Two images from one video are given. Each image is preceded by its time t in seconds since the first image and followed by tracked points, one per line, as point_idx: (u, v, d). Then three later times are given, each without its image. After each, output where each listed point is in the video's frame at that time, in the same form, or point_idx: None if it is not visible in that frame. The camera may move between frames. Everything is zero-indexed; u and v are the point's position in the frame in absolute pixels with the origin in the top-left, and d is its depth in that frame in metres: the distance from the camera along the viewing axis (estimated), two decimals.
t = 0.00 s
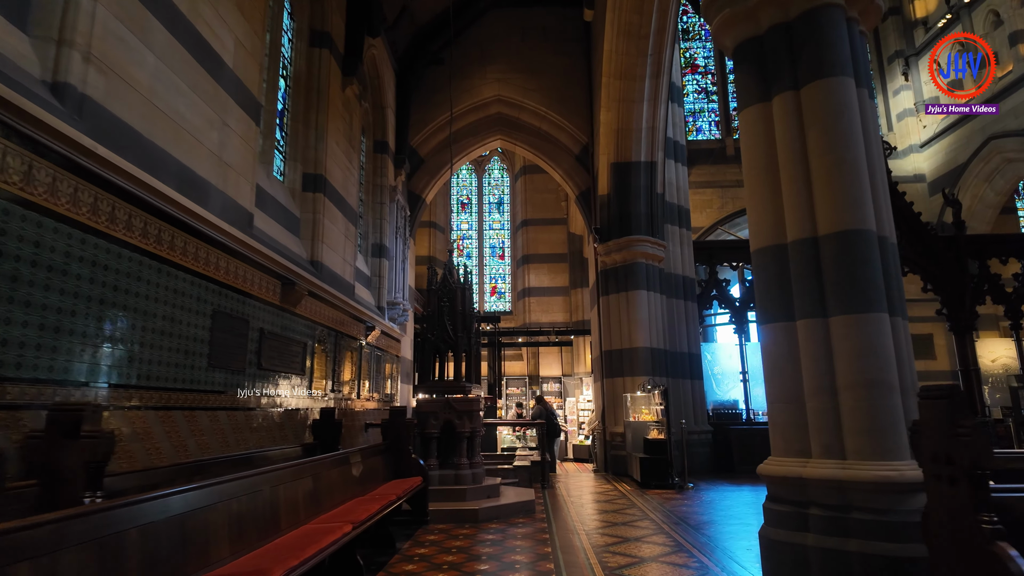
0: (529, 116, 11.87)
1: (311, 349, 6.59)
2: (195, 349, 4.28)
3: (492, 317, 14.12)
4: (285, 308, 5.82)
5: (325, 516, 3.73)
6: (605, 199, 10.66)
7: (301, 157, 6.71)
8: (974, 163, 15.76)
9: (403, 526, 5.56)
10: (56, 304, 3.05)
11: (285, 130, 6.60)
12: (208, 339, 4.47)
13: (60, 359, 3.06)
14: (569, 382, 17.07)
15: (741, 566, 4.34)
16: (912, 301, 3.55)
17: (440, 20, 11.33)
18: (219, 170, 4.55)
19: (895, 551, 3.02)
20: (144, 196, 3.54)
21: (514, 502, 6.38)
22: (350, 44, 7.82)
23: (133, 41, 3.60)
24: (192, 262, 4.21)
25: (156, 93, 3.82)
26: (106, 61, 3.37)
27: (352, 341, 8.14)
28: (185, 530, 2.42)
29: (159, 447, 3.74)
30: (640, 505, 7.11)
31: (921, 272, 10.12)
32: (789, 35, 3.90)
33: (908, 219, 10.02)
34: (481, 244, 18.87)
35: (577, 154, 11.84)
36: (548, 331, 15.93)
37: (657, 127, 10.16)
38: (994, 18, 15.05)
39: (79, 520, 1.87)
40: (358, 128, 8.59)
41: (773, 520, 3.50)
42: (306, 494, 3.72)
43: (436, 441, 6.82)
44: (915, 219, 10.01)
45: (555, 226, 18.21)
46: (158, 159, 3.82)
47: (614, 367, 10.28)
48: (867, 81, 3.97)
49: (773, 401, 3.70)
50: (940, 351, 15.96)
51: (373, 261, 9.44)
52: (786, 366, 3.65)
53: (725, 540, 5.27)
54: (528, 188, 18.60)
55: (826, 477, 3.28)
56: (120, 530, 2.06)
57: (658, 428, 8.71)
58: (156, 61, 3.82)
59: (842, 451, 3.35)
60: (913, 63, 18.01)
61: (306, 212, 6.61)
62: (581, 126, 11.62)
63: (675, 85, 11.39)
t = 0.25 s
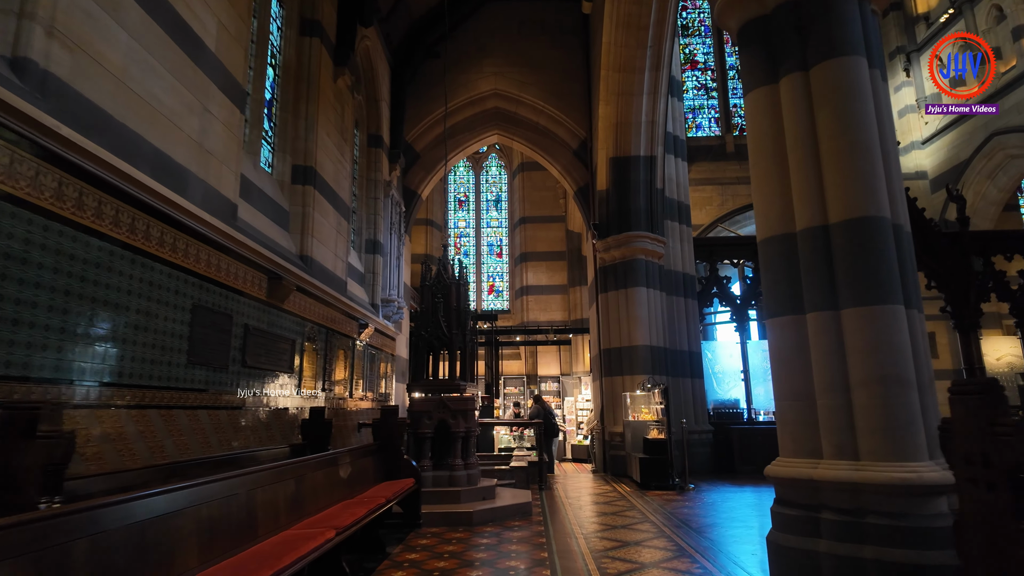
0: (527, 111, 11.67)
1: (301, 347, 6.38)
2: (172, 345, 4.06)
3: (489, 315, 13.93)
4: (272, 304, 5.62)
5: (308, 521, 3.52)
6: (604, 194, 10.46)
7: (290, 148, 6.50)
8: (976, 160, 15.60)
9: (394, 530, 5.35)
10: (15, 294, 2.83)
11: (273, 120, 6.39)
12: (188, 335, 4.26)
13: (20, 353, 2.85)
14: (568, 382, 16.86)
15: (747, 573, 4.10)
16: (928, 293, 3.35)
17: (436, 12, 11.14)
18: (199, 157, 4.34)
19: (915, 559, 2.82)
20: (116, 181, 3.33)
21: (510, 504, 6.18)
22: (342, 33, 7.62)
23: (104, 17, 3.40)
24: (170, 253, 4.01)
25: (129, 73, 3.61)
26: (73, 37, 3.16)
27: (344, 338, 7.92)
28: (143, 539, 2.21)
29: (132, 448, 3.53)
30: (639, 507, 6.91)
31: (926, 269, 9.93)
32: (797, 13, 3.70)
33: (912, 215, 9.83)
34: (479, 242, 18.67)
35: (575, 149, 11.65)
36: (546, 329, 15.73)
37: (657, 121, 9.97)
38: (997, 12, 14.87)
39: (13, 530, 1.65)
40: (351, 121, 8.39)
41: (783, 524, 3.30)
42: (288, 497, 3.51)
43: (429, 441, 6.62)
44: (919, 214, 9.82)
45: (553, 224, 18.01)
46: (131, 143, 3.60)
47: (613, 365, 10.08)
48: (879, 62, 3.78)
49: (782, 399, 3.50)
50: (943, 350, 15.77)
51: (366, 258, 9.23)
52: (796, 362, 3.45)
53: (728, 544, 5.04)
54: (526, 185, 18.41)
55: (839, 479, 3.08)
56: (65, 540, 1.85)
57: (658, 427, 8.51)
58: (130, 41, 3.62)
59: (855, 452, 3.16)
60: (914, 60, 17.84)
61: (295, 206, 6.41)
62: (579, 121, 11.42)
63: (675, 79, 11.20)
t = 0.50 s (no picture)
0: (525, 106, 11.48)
1: (291, 346, 6.19)
2: (151, 344, 3.87)
3: (487, 314, 13.75)
4: (260, 302, 5.43)
5: (291, 529, 3.33)
6: (604, 191, 10.30)
7: (280, 142, 6.31)
8: (980, 157, 15.37)
9: (386, 536, 5.17)
10: None
11: (262, 113, 6.21)
12: (168, 333, 4.06)
13: None
14: (567, 382, 16.68)
15: None
16: (946, 288, 3.16)
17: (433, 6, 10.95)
18: (180, 147, 4.14)
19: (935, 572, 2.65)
20: (86, 170, 3.13)
21: (506, 508, 5.99)
22: (334, 24, 7.43)
23: None
24: (149, 247, 3.81)
25: (102, 57, 3.42)
26: (39, 14, 2.97)
27: (338, 337, 7.73)
28: (100, 555, 2.04)
29: (106, 452, 3.35)
30: (640, 510, 6.72)
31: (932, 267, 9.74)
32: None
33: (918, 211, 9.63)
34: (477, 241, 18.48)
35: (575, 145, 11.47)
36: (545, 329, 15.55)
37: (657, 117, 9.79)
38: (1001, 8, 14.68)
39: None
40: (345, 115, 8.20)
41: (792, 533, 3.12)
42: (270, 505, 3.32)
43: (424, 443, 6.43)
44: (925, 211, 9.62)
45: (552, 222, 17.83)
46: (105, 130, 3.41)
47: (613, 365, 9.90)
48: (892, 46, 3.59)
49: (791, 400, 3.32)
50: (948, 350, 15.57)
51: (361, 256, 9.04)
52: (806, 362, 3.27)
53: (732, 550, 4.82)
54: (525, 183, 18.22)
55: (852, 486, 2.91)
56: (4, 559, 1.66)
57: (658, 428, 8.33)
58: (102, 22, 3.43)
59: (870, 457, 2.98)
60: (917, 56, 17.66)
61: (285, 200, 6.22)
62: (578, 116, 11.24)
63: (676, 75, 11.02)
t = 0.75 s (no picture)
0: (524, 101, 11.30)
1: (282, 343, 6.01)
2: (128, 338, 3.68)
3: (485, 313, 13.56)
4: (248, 297, 5.24)
5: (274, 534, 3.14)
6: (604, 186, 10.16)
7: (271, 133, 6.13)
8: (983, 155, 15.00)
9: (379, 539, 4.98)
10: None
11: (252, 103, 6.03)
12: (147, 327, 3.86)
13: None
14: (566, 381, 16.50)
15: None
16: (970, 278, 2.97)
17: None
18: (160, 132, 3.96)
19: None
20: (56, 151, 2.92)
21: (504, 510, 5.80)
22: (328, 13, 7.25)
23: None
24: (127, 237, 3.61)
25: (74, 33, 3.23)
26: None
27: (332, 335, 7.54)
28: (53, 565, 1.85)
29: (78, 453, 3.17)
30: (642, 512, 6.53)
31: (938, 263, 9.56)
32: None
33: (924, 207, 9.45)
34: (476, 239, 18.30)
35: (574, 141, 11.29)
36: (545, 328, 15.37)
37: (658, 111, 9.61)
38: (1005, 3, 14.53)
39: None
40: (339, 107, 8.01)
41: (806, 538, 2.94)
42: (253, 508, 3.14)
43: (419, 443, 6.23)
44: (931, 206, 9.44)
45: (551, 220, 17.65)
46: (76, 111, 3.22)
47: (613, 364, 9.71)
48: (910, 23, 3.39)
49: (804, 398, 3.13)
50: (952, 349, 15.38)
51: (356, 252, 8.85)
52: (821, 357, 3.08)
53: (739, 554, 4.58)
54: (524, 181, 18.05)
55: (871, 488, 2.72)
56: None
57: (659, 428, 8.14)
58: None
59: (891, 457, 2.79)
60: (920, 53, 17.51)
61: (276, 193, 6.03)
62: (578, 111, 11.05)
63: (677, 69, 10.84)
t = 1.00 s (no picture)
0: (523, 96, 11.12)
1: (273, 341, 5.82)
2: (103, 335, 3.48)
3: (484, 312, 13.38)
4: (236, 293, 5.04)
5: (257, 542, 2.96)
6: (605, 182, 9.97)
7: (262, 124, 5.95)
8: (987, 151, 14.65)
9: (371, 545, 4.79)
10: None
11: (242, 94, 5.84)
12: (125, 323, 3.67)
13: None
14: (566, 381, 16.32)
15: None
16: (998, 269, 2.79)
17: None
18: (140, 118, 3.77)
19: None
20: (22, 132, 2.73)
21: (502, 514, 5.62)
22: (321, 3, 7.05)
23: None
24: (102, 227, 3.42)
25: (44, 9, 3.04)
26: None
27: (326, 333, 7.34)
28: None
29: (49, 458, 2.98)
30: (644, 515, 6.35)
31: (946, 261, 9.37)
32: None
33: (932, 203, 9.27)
34: (474, 237, 18.12)
35: (574, 136, 11.11)
36: (544, 327, 15.20)
37: (660, 105, 9.44)
38: None
39: None
40: (334, 100, 7.82)
41: (823, 548, 2.75)
42: (234, 515, 2.95)
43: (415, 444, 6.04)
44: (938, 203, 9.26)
45: (551, 218, 17.47)
46: (47, 91, 3.03)
47: (614, 363, 9.52)
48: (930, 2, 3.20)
49: (821, 397, 2.94)
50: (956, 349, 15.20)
51: (352, 249, 8.66)
52: (838, 354, 2.89)
53: (746, 560, 4.37)
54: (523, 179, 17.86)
55: (895, 494, 2.54)
56: None
57: (662, 429, 7.95)
58: None
59: (915, 460, 2.61)
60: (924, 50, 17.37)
61: (266, 185, 5.84)
62: (578, 106, 10.87)
63: (678, 63, 10.65)
